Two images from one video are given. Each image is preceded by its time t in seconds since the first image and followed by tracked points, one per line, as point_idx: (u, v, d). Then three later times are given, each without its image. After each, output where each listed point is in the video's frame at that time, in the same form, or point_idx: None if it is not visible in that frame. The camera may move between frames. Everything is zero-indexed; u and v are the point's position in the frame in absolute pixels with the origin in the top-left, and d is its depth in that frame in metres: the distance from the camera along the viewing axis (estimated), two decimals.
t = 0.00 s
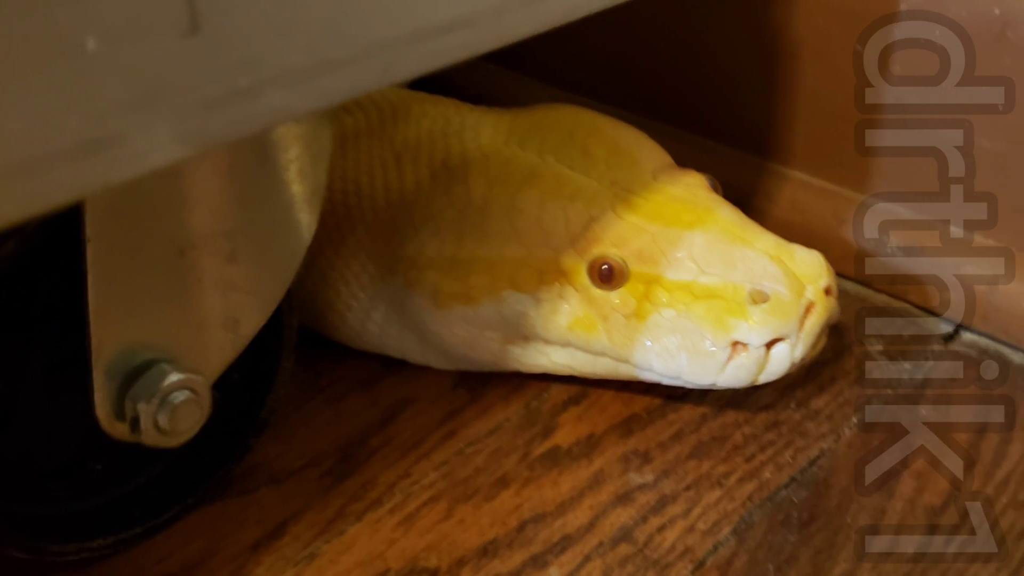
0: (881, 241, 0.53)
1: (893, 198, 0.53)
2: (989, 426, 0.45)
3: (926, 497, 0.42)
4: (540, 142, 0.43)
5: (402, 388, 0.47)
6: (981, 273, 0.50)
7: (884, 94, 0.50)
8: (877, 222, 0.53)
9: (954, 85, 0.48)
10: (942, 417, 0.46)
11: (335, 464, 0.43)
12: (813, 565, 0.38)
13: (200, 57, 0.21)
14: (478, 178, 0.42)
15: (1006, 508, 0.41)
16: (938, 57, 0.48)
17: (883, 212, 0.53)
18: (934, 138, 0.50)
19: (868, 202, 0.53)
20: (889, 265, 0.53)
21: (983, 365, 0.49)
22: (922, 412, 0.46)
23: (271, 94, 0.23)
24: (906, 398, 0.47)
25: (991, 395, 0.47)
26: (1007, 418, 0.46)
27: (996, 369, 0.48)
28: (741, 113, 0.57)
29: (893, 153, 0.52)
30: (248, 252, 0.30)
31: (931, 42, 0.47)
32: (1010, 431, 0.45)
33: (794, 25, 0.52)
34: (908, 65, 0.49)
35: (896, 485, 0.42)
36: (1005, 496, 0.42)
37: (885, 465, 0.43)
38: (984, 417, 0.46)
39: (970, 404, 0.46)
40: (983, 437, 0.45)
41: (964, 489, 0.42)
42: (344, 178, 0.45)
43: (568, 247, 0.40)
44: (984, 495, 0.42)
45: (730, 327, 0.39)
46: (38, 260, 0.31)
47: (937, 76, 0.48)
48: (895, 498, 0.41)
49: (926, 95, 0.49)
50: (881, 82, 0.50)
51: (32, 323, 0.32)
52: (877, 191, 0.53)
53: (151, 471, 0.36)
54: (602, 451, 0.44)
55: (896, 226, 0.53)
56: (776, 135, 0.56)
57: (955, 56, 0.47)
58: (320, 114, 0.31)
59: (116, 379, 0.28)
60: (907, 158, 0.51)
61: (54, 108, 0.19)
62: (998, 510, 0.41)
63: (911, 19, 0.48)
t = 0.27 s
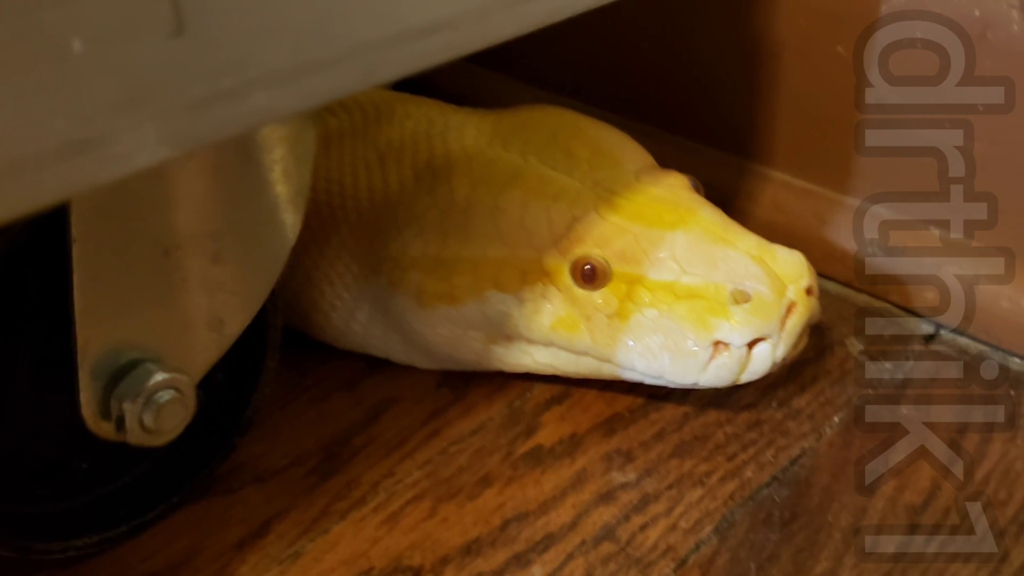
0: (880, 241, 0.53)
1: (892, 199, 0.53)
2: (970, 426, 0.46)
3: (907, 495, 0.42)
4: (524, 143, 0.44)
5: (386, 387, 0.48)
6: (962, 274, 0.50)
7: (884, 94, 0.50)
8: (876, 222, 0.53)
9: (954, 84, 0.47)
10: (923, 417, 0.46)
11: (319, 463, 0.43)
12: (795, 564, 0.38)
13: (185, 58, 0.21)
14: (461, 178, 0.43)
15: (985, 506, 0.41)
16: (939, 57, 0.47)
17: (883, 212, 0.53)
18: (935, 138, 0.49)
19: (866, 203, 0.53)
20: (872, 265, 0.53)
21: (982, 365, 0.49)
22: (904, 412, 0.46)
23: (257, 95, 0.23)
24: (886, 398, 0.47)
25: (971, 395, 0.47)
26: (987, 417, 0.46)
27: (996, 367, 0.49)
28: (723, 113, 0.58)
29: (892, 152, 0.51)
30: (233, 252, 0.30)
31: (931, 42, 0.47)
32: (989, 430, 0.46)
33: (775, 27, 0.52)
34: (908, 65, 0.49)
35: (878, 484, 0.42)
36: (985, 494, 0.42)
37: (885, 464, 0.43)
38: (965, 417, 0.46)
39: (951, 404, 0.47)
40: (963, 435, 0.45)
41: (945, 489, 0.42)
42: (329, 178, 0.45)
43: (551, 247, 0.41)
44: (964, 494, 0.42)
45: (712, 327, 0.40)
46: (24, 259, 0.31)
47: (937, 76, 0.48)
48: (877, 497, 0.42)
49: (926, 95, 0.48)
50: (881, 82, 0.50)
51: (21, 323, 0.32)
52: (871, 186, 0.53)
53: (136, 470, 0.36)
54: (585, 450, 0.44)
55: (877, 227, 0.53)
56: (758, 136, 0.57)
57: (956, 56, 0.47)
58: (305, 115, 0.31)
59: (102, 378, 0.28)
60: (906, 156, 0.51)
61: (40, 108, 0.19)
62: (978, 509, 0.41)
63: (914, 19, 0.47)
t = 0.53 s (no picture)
0: (880, 240, 0.53)
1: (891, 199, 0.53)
2: (950, 425, 0.46)
3: (888, 494, 0.42)
4: (506, 144, 0.44)
5: (370, 386, 0.48)
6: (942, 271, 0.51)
7: (884, 94, 0.50)
8: (876, 223, 0.53)
9: (954, 84, 0.47)
10: (903, 417, 0.46)
11: (303, 462, 0.43)
12: (776, 562, 0.39)
13: (169, 60, 0.21)
14: (444, 179, 0.43)
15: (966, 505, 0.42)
16: (938, 56, 0.47)
17: (883, 212, 0.53)
18: (935, 138, 0.49)
19: (867, 203, 0.53)
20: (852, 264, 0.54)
21: (982, 365, 0.49)
22: (884, 412, 0.47)
23: (241, 96, 0.23)
24: (867, 397, 0.48)
25: (952, 395, 0.48)
26: (968, 417, 0.46)
27: (996, 367, 0.49)
28: (705, 114, 0.58)
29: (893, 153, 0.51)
30: (217, 252, 0.30)
31: (930, 41, 0.47)
32: (969, 429, 0.46)
33: (756, 29, 0.53)
34: (908, 64, 0.48)
35: (858, 483, 0.43)
36: (964, 493, 0.42)
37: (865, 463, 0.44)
38: (946, 417, 0.46)
39: (932, 404, 0.47)
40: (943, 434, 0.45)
41: (925, 488, 0.43)
42: (313, 180, 0.45)
43: (534, 247, 0.41)
44: (945, 493, 0.42)
45: (694, 326, 0.40)
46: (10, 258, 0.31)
47: (938, 76, 0.47)
48: (857, 495, 0.42)
49: (926, 95, 0.48)
50: (881, 82, 0.50)
51: (4, 324, 0.32)
52: (869, 189, 0.53)
53: (122, 469, 0.36)
54: (567, 449, 0.44)
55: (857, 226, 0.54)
56: (739, 137, 0.57)
57: (956, 55, 0.47)
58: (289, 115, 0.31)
59: (87, 377, 0.28)
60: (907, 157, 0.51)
61: (25, 109, 0.19)
62: (958, 507, 0.42)
63: (914, 19, 0.47)
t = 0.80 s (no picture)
0: (881, 240, 0.53)
1: (890, 199, 0.52)
2: (930, 425, 0.46)
3: (869, 493, 0.42)
4: (489, 144, 0.44)
5: (354, 385, 0.48)
6: (922, 273, 0.51)
7: (884, 94, 0.49)
8: (876, 222, 0.53)
9: (954, 85, 0.47)
10: (884, 417, 0.46)
11: (287, 461, 0.43)
12: (757, 561, 0.39)
13: (155, 61, 0.21)
14: (428, 180, 0.43)
15: (946, 503, 0.42)
16: (938, 57, 0.47)
17: (882, 212, 0.53)
18: (935, 138, 0.49)
19: (867, 203, 0.53)
20: (833, 264, 0.54)
21: (981, 367, 0.49)
22: (865, 412, 0.47)
23: (225, 98, 0.23)
24: (848, 395, 0.48)
25: (931, 395, 0.48)
26: (948, 418, 0.46)
27: (996, 369, 0.49)
28: (687, 115, 0.59)
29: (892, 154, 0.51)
30: (202, 252, 0.30)
31: (930, 42, 0.47)
32: (950, 429, 0.46)
33: (738, 31, 0.53)
34: (908, 65, 0.48)
35: (839, 482, 0.43)
36: (947, 492, 0.42)
37: (846, 461, 0.44)
38: (925, 417, 0.46)
39: (912, 404, 0.47)
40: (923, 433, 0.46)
41: (905, 486, 0.43)
42: (296, 180, 0.46)
43: (516, 247, 0.41)
44: (926, 492, 0.42)
45: (676, 326, 0.40)
46: None
47: (937, 77, 0.47)
48: (838, 494, 0.42)
49: (926, 96, 0.48)
50: (881, 82, 0.49)
51: None
52: (869, 189, 0.53)
53: (106, 468, 0.36)
54: (550, 448, 0.44)
55: (838, 226, 0.54)
56: (721, 139, 0.58)
57: (956, 56, 0.46)
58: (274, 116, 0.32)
59: (73, 377, 0.28)
60: (909, 159, 0.50)
61: (11, 110, 0.19)
62: (939, 506, 0.42)
63: (911, 20, 0.47)
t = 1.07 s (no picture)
0: (881, 240, 0.53)
1: (891, 200, 0.52)
2: (910, 425, 0.46)
3: (849, 492, 0.43)
4: (472, 145, 0.45)
5: (338, 385, 0.48)
6: (904, 273, 0.52)
7: (884, 94, 0.49)
8: (876, 224, 0.53)
9: (954, 84, 0.46)
10: (865, 416, 0.47)
11: (271, 461, 0.43)
12: (739, 559, 0.39)
13: (139, 63, 0.22)
14: (411, 181, 0.43)
15: (926, 502, 0.42)
16: (938, 57, 0.46)
17: (882, 214, 0.53)
18: (936, 136, 0.48)
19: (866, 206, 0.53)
20: (813, 264, 0.55)
21: (982, 368, 0.49)
22: (846, 411, 0.47)
23: (209, 99, 0.24)
24: (828, 394, 0.48)
25: (912, 394, 0.48)
26: (929, 417, 0.47)
27: (996, 370, 0.49)
28: (668, 117, 0.59)
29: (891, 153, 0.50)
30: (187, 253, 0.30)
31: (930, 41, 0.46)
32: (930, 430, 0.46)
33: (719, 33, 0.54)
34: (909, 64, 0.47)
35: (820, 481, 0.43)
36: (928, 491, 0.43)
37: (827, 461, 0.44)
38: (906, 417, 0.47)
39: (892, 404, 0.48)
40: (903, 434, 0.46)
41: (885, 485, 0.43)
42: (281, 181, 0.46)
43: (499, 247, 0.42)
44: (906, 490, 0.43)
45: (657, 326, 0.41)
46: None
47: (937, 77, 0.47)
48: (819, 493, 0.43)
49: (927, 95, 0.48)
50: (881, 82, 0.49)
51: None
52: (868, 190, 0.52)
53: (91, 467, 0.36)
54: (532, 447, 0.45)
55: (820, 227, 0.55)
56: (703, 140, 0.58)
57: (956, 56, 0.46)
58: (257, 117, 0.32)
59: (58, 376, 0.28)
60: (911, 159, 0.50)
61: None
62: (920, 505, 0.42)
63: (900, 22, 0.47)
